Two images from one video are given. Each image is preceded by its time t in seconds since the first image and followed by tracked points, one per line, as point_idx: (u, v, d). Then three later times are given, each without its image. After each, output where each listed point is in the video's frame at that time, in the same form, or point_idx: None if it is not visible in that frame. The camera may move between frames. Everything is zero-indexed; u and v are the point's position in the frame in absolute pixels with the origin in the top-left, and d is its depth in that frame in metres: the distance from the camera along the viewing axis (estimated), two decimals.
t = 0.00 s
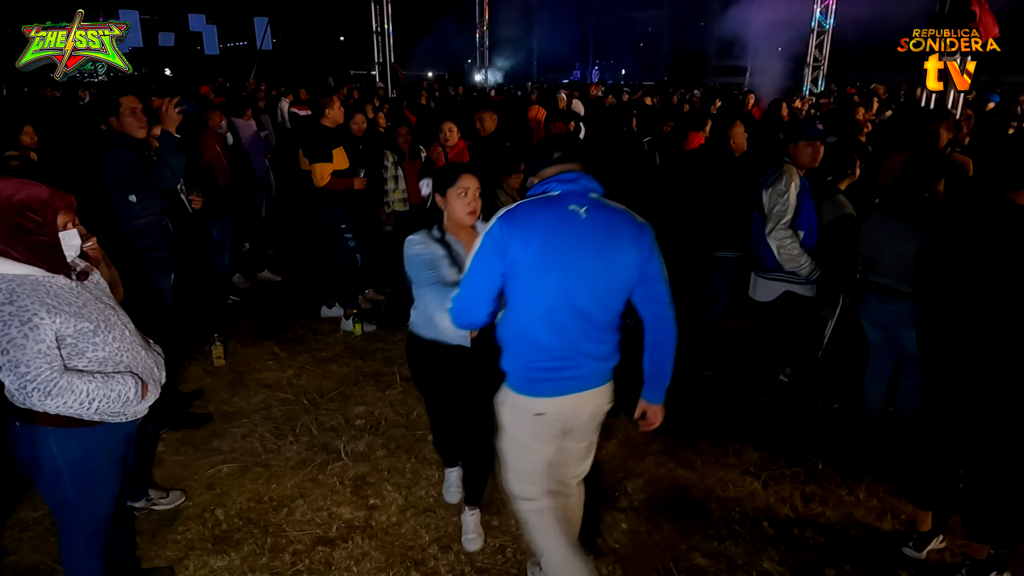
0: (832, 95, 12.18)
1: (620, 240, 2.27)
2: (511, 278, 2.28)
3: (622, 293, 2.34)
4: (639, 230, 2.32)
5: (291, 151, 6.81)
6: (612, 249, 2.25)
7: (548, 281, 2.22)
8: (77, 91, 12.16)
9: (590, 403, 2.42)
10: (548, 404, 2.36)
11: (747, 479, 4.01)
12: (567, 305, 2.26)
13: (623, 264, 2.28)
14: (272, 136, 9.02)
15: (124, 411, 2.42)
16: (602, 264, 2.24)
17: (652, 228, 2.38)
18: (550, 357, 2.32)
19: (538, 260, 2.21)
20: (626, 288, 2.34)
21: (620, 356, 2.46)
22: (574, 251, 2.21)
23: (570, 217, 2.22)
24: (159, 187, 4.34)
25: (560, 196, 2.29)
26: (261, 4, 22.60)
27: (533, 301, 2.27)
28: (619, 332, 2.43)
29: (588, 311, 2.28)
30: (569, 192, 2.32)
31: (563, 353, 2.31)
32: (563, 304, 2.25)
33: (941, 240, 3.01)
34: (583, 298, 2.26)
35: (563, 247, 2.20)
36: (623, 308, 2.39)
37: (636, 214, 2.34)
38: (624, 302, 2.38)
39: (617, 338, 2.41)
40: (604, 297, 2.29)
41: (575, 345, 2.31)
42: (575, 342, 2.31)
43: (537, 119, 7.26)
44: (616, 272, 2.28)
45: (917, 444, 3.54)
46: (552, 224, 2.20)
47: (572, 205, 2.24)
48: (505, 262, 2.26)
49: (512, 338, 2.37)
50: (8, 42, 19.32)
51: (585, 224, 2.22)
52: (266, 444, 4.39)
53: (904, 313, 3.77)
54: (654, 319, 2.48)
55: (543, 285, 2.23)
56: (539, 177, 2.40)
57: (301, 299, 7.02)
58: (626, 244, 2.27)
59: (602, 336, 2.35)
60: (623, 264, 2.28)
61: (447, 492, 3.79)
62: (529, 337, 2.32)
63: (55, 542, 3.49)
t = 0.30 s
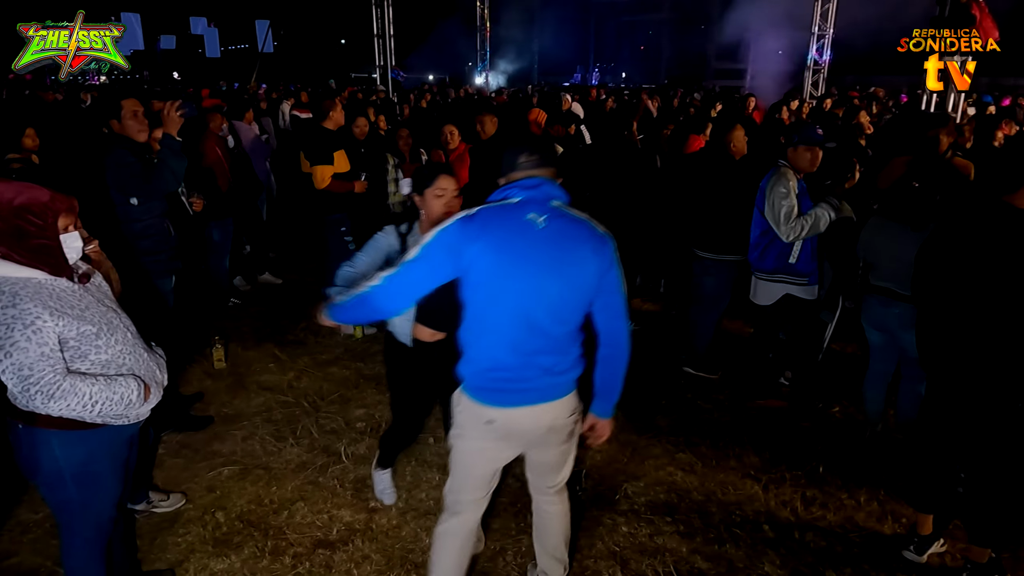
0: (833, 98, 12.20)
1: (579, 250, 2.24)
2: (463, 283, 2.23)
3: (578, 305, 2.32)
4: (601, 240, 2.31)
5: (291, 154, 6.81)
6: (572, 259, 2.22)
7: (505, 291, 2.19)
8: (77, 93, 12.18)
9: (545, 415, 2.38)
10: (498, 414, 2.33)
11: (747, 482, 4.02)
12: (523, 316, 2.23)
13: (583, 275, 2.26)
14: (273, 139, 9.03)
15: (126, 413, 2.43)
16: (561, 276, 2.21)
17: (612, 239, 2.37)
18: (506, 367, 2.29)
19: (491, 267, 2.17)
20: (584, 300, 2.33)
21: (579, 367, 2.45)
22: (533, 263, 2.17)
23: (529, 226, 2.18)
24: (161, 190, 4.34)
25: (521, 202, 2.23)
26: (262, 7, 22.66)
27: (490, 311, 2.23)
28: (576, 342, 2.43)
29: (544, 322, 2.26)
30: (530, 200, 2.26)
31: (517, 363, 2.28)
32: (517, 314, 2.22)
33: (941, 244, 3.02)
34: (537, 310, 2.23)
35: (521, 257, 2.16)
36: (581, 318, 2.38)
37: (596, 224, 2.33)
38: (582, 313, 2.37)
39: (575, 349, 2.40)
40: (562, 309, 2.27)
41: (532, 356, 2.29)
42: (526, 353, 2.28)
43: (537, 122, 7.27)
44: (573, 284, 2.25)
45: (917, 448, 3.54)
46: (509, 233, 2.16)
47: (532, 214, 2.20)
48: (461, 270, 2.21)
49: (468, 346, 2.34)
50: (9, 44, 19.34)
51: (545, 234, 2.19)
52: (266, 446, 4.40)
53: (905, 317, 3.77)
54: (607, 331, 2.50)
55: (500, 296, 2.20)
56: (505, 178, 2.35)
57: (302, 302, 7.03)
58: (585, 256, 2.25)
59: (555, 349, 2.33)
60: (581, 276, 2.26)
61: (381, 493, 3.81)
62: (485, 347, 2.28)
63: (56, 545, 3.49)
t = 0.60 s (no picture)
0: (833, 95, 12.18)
1: (524, 267, 2.05)
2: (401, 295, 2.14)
3: (525, 327, 2.13)
4: (554, 258, 2.10)
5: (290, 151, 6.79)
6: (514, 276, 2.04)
7: (438, 304, 2.06)
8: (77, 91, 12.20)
9: (488, 441, 2.22)
10: (440, 435, 2.22)
11: (746, 479, 4.01)
12: (459, 332, 2.09)
13: (528, 295, 2.07)
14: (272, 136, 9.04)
15: (125, 411, 2.43)
16: (500, 293, 2.04)
17: (571, 258, 2.14)
18: (445, 385, 2.17)
19: (424, 279, 2.05)
20: (533, 321, 2.13)
21: (530, 397, 2.24)
22: (469, 275, 2.02)
23: (467, 237, 2.05)
24: (159, 187, 4.29)
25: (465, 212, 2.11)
26: (261, 5, 22.65)
27: (426, 324, 2.11)
28: (529, 368, 2.23)
29: (483, 341, 2.10)
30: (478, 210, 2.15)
31: (454, 382, 2.15)
32: (452, 331, 2.08)
33: (940, 241, 3.01)
34: (472, 328, 2.08)
35: (455, 269, 2.02)
36: (533, 341, 2.19)
37: (552, 240, 2.12)
38: (533, 335, 2.17)
39: (525, 375, 2.20)
40: (503, 329, 2.09)
41: (470, 376, 2.14)
42: (464, 374, 2.14)
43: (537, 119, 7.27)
44: (516, 303, 2.07)
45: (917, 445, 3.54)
46: (447, 241, 2.04)
47: (475, 224, 2.06)
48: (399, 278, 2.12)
49: (412, 357, 2.24)
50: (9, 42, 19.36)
51: (485, 246, 2.04)
52: (265, 444, 4.40)
53: (905, 314, 3.77)
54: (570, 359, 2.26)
55: (435, 309, 2.07)
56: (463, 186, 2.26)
57: (301, 299, 7.03)
58: (531, 273, 2.06)
59: (499, 372, 2.16)
60: (526, 296, 2.07)
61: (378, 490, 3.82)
62: (424, 361, 2.17)
63: (54, 542, 3.49)
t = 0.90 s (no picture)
0: (838, 88, 12.11)
1: (501, 266, 2.02)
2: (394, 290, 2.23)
3: (507, 327, 2.09)
4: (536, 257, 2.04)
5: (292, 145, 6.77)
6: (491, 275, 2.02)
7: (421, 299, 2.11)
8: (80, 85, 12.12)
9: (467, 445, 2.17)
10: (424, 430, 2.25)
11: (750, 473, 4.01)
12: (439, 330, 2.11)
13: (507, 295, 2.04)
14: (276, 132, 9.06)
15: (127, 405, 2.43)
16: (476, 292, 2.03)
17: (559, 257, 2.06)
18: (430, 381, 2.20)
19: (408, 273, 2.12)
20: (514, 322, 2.08)
21: (517, 403, 2.16)
22: (445, 272, 2.05)
23: (449, 233, 2.08)
24: (162, 182, 4.27)
25: (451, 209, 2.14)
26: None
27: (411, 319, 2.17)
28: (516, 371, 2.17)
29: (463, 340, 2.09)
30: (465, 205, 2.15)
31: (438, 379, 2.17)
32: (432, 327, 2.12)
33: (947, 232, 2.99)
34: (452, 324, 2.09)
35: (434, 265, 2.07)
36: (518, 344, 2.13)
37: (537, 238, 2.06)
38: (517, 338, 2.12)
39: (509, 378, 2.14)
40: (481, 329, 2.07)
41: (451, 374, 2.15)
42: (446, 371, 2.15)
43: (540, 112, 7.23)
44: (494, 301, 2.04)
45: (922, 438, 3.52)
46: (429, 238, 2.10)
47: (457, 221, 2.08)
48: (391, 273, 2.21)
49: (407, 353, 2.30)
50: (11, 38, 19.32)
51: (463, 242, 2.05)
52: (269, 438, 4.40)
53: (910, 307, 3.75)
54: (560, 364, 2.18)
55: (418, 304, 2.12)
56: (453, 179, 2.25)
57: (304, 294, 7.03)
58: (508, 272, 2.02)
59: (481, 373, 2.13)
60: (504, 296, 2.04)
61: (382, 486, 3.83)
62: (412, 357, 2.22)
63: (59, 536, 3.50)
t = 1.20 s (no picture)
0: (837, 79, 12.06)
1: (497, 250, 2.03)
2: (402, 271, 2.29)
3: (504, 309, 2.10)
4: (531, 241, 2.03)
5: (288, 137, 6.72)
6: (486, 259, 2.04)
7: (424, 280, 2.17)
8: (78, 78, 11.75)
9: (466, 426, 2.23)
10: (433, 406, 2.33)
11: (747, 465, 4.01)
12: (442, 310, 2.16)
13: (503, 278, 2.05)
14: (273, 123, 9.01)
15: (121, 399, 2.42)
16: (473, 275, 2.06)
17: (555, 241, 2.05)
18: (435, 360, 2.26)
19: (412, 256, 2.18)
20: (510, 305, 2.10)
21: (516, 384, 2.19)
22: (446, 256, 2.09)
23: (449, 218, 2.10)
24: (157, 174, 4.22)
25: (453, 194, 2.15)
26: None
27: (417, 300, 2.23)
28: (515, 353, 2.19)
29: (463, 320, 2.14)
30: (466, 190, 2.16)
31: (441, 357, 2.23)
32: (435, 307, 2.17)
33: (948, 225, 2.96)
34: (451, 305, 2.13)
35: (435, 248, 2.11)
36: (515, 326, 2.14)
37: (534, 222, 2.05)
38: (515, 320, 2.13)
39: (508, 360, 2.17)
40: (479, 311, 2.11)
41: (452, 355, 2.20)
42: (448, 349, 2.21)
43: (538, 103, 7.20)
44: (490, 284, 2.06)
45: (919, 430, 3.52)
46: (430, 223, 2.13)
47: (456, 207, 2.09)
48: (396, 257, 2.28)
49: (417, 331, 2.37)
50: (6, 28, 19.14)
51: (462, 228, 2.07)
52: (265, 431, 4.39)
53: (909, 300, 3.75)
54: (558, 348, 2.17)
55: (422, 285, 2.17)
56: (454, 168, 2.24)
57: (301, 286, 7.01)
58: (503, 256, 2.03)
59: (481, 353, 2.16)
60: (500, 279, 2.05)
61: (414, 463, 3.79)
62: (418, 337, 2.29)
63: (55, 529, 3.50)
